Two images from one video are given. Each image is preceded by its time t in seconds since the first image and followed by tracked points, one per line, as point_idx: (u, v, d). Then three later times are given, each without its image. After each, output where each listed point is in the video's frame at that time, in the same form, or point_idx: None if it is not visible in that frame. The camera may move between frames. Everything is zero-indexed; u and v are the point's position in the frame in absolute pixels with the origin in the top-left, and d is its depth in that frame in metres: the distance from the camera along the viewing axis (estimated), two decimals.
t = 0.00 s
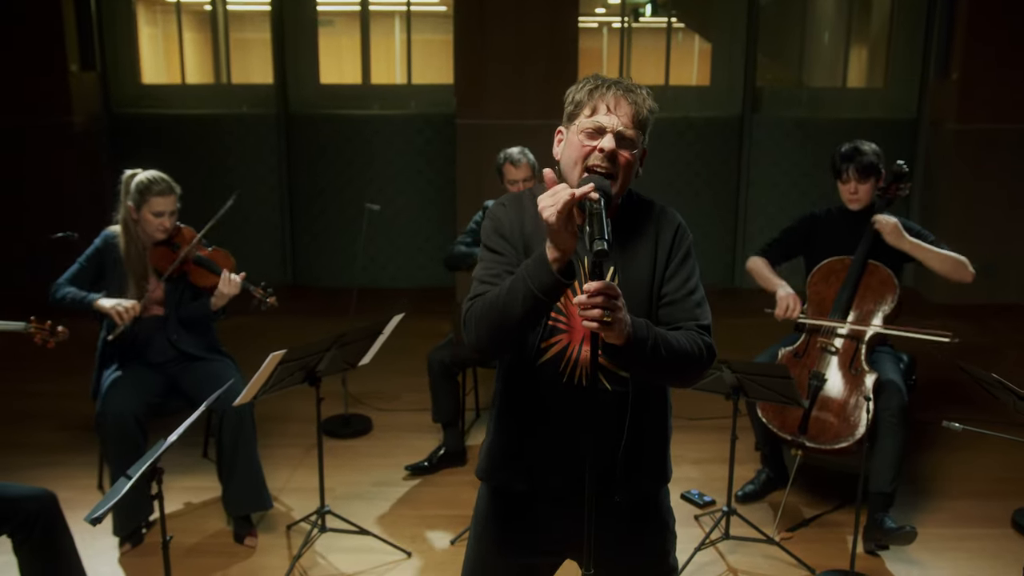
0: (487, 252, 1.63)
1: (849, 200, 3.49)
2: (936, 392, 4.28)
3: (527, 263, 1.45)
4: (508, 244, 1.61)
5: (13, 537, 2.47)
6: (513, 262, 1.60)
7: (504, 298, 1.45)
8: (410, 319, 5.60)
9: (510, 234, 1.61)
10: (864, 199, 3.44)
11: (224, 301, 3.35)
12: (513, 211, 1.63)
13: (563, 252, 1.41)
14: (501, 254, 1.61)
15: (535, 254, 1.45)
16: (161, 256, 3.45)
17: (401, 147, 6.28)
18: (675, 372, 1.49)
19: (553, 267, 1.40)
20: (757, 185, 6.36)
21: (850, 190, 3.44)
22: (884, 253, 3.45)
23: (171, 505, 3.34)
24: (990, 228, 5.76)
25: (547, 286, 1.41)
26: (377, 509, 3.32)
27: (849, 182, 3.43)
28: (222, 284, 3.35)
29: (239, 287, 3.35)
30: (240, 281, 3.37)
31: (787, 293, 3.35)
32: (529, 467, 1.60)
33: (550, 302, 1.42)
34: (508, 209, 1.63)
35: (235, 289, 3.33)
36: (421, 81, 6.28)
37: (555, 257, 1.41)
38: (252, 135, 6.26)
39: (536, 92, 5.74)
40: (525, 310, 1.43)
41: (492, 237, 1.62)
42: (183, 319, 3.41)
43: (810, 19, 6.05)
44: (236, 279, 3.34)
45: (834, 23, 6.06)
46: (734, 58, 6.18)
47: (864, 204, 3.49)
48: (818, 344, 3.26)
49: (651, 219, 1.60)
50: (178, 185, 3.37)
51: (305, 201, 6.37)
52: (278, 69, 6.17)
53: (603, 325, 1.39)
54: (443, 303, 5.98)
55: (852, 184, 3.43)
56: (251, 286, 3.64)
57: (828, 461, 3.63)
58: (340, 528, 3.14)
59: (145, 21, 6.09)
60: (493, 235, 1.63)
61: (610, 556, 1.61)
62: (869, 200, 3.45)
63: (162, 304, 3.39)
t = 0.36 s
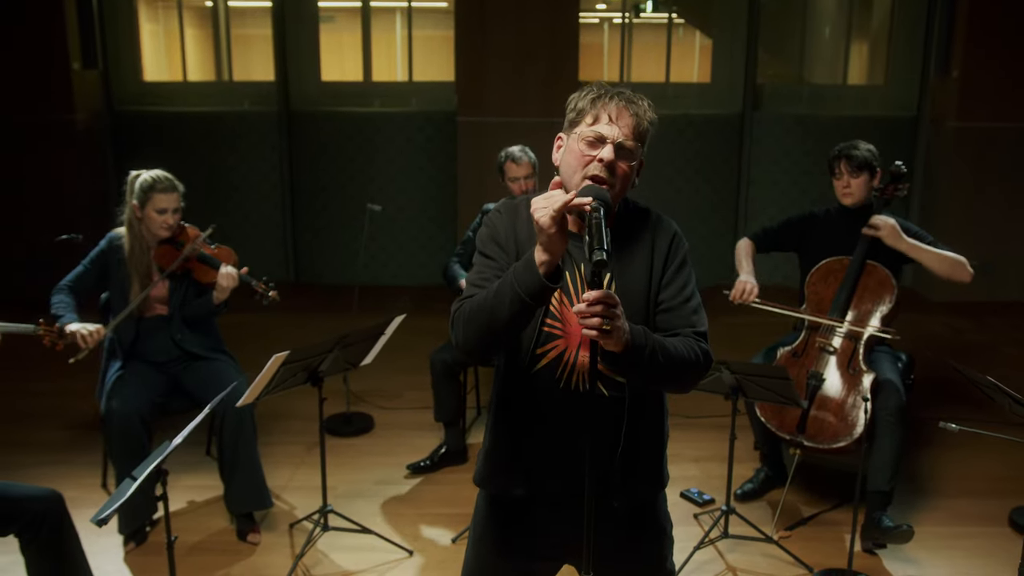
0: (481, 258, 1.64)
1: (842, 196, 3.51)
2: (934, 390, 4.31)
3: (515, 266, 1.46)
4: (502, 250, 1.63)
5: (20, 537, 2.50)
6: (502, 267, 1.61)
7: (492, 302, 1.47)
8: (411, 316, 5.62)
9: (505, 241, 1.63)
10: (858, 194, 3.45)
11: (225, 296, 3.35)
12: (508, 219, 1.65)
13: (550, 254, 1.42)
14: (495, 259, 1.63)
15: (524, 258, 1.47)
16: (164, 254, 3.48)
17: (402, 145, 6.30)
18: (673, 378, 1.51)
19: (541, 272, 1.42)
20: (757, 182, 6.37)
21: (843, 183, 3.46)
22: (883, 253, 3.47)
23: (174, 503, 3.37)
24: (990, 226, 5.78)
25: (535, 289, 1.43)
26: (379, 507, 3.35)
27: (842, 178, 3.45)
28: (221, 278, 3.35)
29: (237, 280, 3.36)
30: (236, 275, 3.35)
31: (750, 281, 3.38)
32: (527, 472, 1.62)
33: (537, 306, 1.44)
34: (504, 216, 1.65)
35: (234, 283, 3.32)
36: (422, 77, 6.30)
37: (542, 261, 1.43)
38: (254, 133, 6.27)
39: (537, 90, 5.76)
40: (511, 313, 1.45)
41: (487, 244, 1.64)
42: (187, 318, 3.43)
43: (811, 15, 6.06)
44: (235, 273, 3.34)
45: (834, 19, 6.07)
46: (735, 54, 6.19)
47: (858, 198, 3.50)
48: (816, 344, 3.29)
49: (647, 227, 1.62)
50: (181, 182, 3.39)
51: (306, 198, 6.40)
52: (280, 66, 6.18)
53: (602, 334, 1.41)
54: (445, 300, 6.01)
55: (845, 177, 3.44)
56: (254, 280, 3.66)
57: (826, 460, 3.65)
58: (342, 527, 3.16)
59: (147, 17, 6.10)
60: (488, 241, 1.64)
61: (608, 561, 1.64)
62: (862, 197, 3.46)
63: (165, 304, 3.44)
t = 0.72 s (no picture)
0: (486, 266, 1.66)
1: (842, 201, 3.52)
2: (932, 389, 4.33)
3: (530, 278, 1.47)
4: (508, 259, 1.65)
5: (25, 537, 2.52)
6: (512, 276, 1.63)
7: (508, 314, 1.48)
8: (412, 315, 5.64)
9: (508, 248, 1.65)
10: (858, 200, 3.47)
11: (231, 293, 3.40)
12: (512, 228, 1.67)
13: (561, 265, 1.43)
14: (500, 267, 1.64)
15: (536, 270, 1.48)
16: (166, 254, 3.46)
17: (403, 144, 6.31)
18: (670, 384, 1.53)
19: (555, 283, 1.43)
20: (757, 180, 6.37)
21: (842, 188, 3.48)
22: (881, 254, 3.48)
23: (177, 502, 3.39)
24: (990, 225, 5.80)
25: (550, 300, 1.44)
26: (381, 507, 3.37)
27: (842, 182, 3.47)
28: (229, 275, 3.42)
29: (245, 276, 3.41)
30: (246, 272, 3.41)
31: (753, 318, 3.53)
32: (526, 477, 1.64)
33: (552, 317, 1.45)
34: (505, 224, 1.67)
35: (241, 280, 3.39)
36: (423, 75, 6.32)
37: (555, 272, 1.44)
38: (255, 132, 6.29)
39: (538, 90, 5.77)
40: (529, 325, 1.46)
41: (491, 252, 1.66)
42: (193, 318, 3.46)
43: (810, 13, 6.07)
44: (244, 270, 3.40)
45: (834, 17, 6.09)
46: (735, 52, 6.20)
47: (857, 204, 3.52)
48: (814, 345, 3.31)
49: (644, 237, 1.65)
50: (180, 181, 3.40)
51: (307, 196, 6.41)
52: (280, 64, 6.20)
53: (602, 342, 1.43)
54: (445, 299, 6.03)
55: (844, 182, 3.46)
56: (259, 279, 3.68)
57: (824, 460, 3.67)
58: (344, 527, 3.19)
59: (148, 16, 6.12)
60: (492, 249, 1.66)
61: (606, 566, 1.65)
62: (862, 201, 3.49)
63: (169, 304, 3.46)
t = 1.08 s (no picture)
0: (485, 271, 1.67)
1: (843, 204, 3.52)
2: (930, 389, 4.35)
3: (533, 289, 1.49)
4: (507, 264, 1.66)
5: (28, 538, 2.54)
6: (513, 283, 1.64)
7: (512, 325, 1.50)
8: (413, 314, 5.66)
9: (507, 253, 1.67)
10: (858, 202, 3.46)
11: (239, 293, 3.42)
12: (511, 234, 1.68)
13: (563, 280, 1.44)
14: (499, 272, 1.66)
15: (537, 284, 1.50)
16: (168, 257, 3.51)
17: (403, 143, 6.31)
18: (665, 388, 1.55)
19: (558, 297, 1.45)
20: (756, 178, 6.39)
21: (846, 192, 3.47)
22: (880, 254, 3.50)
23: (179, 501, 3.42)
24: (989, 224, 5.81)
25: (553, 313, 1.46)
26: (382, 506, 3.39)
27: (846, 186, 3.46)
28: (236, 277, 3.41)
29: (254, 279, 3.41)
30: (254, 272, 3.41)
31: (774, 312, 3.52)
32: (524, 479, 1.66)
33: (553, 330, 1.47)
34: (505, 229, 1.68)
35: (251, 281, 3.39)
36: (422, 73, 6.33)
37: (556, 286, 1.45)
38: (255, 131, 6.30)
39: (538, 89, 5.78)
40: (533, 336, 1.48)
41: (490, 257, 1.68)
42: (196, 320, 3.49)
43: (810, 11, 6.07)
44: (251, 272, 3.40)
45: (834, 15, 6.09)
46: (734, 49, 6.21)
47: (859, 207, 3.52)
48: (814, 345, 3.33)
49: (641, 243, 1.66)
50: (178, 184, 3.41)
51: (308, 194, 6.43)
52: (280, 63, 6.21)
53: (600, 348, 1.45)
54: (445, 298, 6.04)
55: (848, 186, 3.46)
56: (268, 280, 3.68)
57: (822, 459, 3.69)
58: (345, 527, 3.21)
59: (148, 15, 6.13)
60: (491, 254, 1.68)
61: (602, 569, 1.67)
62: (864, 205, 3.48)
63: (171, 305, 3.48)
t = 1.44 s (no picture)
0: (467, 262, 1.70)
1: (849, 213, 3.52)
2: (927, 389, 4.37)
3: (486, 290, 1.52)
4: (490, 262, 1.68)
5: (29, 538, 2.56)
6: (485, 278, 1.67)
7: (455, 310, 1.53)
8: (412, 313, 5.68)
9: (494, 252, 1.68)
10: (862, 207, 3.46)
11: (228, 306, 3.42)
12: (501, 234, 1.70)
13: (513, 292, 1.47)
14: (479, 268, 1.68)
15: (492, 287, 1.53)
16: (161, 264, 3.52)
17: (402, 142, 6.32)
18: (660, 392, 1.56)
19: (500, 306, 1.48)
20: (755, 177, 6.40)
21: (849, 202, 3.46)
22: (878, 254, 3.52)
23: (179, 501, 3.43)
24: (987, 223, 5.83)
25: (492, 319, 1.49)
26: (381, 505, 3.41)
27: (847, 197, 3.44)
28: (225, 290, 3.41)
29: (240, 293, 3.40)
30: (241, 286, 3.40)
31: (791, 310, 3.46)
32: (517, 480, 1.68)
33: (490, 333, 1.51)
34: (497, 230, 1.70)
35: (237, 296, 3.38)
36: (421, 72, 6.34)
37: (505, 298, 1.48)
38: (254, 130, 6.31)
39: (538, 89, 5.79)
40: (470, 331, 1.51)
41: (477, 253, 1.69)
42: (195, 324, 3.50)
43: (809, 10, 6.08)
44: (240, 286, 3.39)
45: (832, 13, 6.10)
46: (733, 48, 6.22)
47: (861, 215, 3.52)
48: (812, 346, 3.34)
49: (637, 246, 1.68)
50: (170, 193, 3.42)
51: (307, 193, 6.44)
52: (280, 62, 6.21)
53: (596, 352, 1.46)
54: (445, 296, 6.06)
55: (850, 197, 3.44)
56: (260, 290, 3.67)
57: (819, 459, 3.71)
58: (344, 526, 3.23)
59: (148, 14, 6.14)
60: (479, 252, 1.69)
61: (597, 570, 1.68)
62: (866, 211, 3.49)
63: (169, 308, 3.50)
